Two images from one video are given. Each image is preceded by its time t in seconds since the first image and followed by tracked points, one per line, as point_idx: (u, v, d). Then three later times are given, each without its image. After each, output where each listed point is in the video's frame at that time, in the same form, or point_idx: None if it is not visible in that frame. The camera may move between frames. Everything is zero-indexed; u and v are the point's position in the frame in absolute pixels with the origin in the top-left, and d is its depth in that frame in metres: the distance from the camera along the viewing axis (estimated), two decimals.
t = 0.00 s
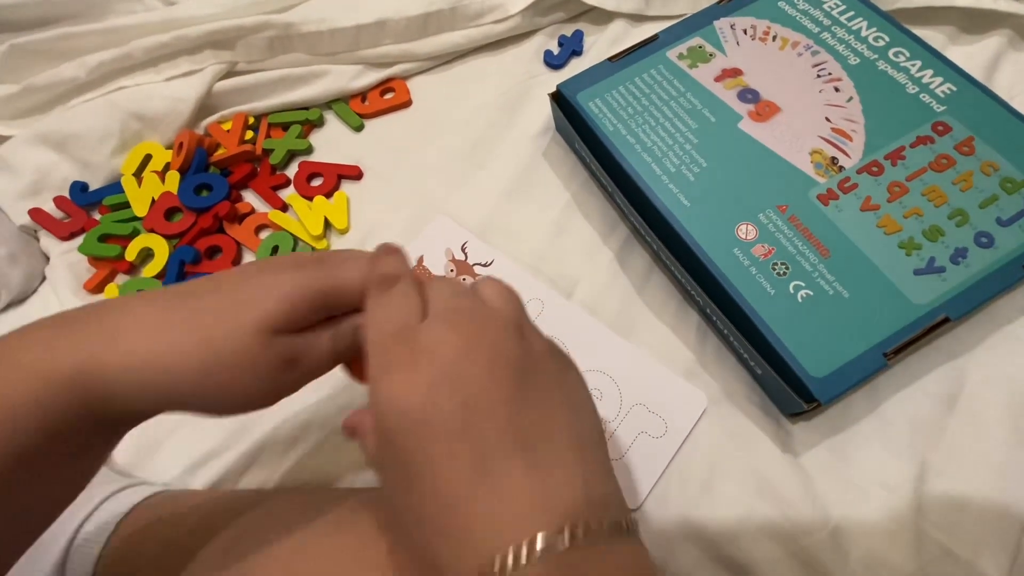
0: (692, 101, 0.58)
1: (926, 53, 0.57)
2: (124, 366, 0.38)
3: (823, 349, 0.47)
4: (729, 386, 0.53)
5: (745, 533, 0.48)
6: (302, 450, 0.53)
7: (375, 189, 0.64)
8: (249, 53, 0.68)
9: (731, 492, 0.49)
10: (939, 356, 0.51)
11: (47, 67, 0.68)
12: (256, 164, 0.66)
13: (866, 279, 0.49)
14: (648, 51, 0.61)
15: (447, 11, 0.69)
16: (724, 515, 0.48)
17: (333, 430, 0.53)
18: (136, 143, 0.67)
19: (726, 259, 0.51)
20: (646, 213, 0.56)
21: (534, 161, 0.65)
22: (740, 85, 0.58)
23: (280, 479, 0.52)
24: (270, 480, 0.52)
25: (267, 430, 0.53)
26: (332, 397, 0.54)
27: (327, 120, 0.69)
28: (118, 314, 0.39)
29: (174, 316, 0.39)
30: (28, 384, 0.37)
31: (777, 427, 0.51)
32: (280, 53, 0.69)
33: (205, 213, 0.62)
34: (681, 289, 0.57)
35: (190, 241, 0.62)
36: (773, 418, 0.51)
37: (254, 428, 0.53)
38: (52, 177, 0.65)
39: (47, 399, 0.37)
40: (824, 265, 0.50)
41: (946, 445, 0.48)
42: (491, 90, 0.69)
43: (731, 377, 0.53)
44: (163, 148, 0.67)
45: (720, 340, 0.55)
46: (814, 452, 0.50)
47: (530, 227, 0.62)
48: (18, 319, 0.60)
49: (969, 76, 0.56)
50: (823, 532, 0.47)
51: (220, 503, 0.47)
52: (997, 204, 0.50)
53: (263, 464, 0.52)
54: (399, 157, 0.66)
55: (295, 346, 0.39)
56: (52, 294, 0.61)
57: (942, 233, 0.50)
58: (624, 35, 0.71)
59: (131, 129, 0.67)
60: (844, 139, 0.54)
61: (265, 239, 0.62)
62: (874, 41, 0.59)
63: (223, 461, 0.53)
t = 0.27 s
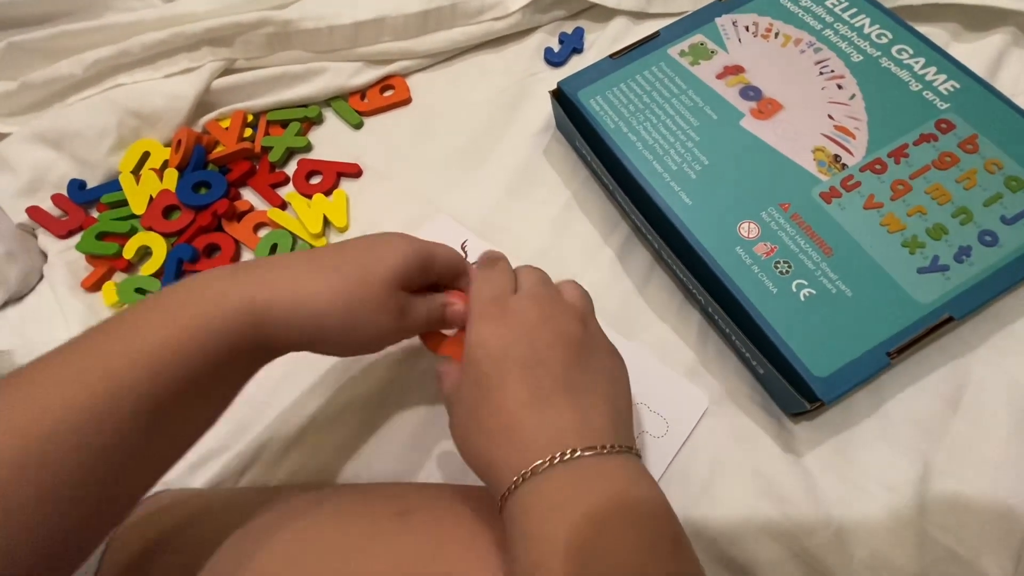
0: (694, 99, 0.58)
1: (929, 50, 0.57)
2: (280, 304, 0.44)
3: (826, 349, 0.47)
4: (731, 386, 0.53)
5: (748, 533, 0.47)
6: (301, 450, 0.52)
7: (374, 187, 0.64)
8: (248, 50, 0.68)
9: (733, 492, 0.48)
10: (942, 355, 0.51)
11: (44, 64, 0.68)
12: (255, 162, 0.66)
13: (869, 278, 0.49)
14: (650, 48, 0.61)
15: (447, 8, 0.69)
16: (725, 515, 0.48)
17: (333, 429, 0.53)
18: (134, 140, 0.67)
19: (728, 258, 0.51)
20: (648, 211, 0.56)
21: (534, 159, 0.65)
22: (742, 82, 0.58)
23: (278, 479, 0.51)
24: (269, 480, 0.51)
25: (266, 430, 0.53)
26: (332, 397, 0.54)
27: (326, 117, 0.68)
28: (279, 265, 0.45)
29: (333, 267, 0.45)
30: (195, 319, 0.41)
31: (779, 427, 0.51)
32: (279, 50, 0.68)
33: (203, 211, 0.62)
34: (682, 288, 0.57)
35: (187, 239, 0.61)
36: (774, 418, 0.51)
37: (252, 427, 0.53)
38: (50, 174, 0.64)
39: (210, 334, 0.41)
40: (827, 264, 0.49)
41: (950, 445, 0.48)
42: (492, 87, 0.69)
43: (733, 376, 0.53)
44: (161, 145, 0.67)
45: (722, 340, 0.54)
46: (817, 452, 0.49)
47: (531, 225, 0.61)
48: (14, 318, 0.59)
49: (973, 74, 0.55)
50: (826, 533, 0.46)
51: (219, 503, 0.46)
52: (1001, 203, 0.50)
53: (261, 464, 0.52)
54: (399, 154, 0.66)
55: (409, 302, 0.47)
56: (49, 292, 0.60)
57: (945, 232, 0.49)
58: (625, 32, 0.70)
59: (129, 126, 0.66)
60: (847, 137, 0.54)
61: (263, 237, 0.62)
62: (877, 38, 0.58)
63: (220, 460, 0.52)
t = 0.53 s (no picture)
0: (695, 100, 0.57)
1: (932, 51, 0.57)
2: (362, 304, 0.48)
3: (827, 353, 0.46)
4: (731, 390, 0.52)
5: (749, 539, 0.47)
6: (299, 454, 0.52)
7: (373, 188, 0.63)
8: (245, 50, 0.67)
9: (734, 497, 0.48)
10: (944, 359, 0.50)
11: (39, 63, 0.67)
12: (252, 163, 0.65)
13: (871, 282, 0.48)
14: (650, 48, 0.60)
15: (445, 7, 0.68)
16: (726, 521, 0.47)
17: (330, 432, 0.52)
18: (130, 141, 0.66)
19: (728, 261, 0.50)
20: (648, 214, 0.55)
21: (533, 160, 0.64)
22: (743, 83, 0.57)
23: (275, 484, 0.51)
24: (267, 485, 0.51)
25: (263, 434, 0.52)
26: (330, 399, 0.53)
27: (324, 117, 0.68)
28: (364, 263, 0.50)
29: (408, 266, 0.50)
30: (295, 314, 0.45)
31: (780, 431, 0.50)
32: (277, 49, 0.68)
33: (200, 212, 0.62)
34: (682, 291, 0.56)
35: (184, 241, 0.61)
36: (775, 422, 0.51)
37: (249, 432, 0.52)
38: (46, 175, 0.64)
39: (302, 328, 0.45)
40: (828, 267, 0.49)
41: (953, 450, 0.48)
42: (491, 88, 0.68)
43: (733, 379, 0.53)
44: (158, 146, 0.66)
45: (722, 343, 0.54)
46: (818, 457, 0.49)
47: (530, 226, 0.61)
48: (10, 321, 0.59)
49: (976, 75, 0.55)
50: (827, 539, 0.46)
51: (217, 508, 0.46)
52: (1005, 205, 0.49)
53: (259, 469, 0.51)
54: (397, 155, 0.65)
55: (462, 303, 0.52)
56: (45, 294, 0.60)
57: (948, 235, 0.49)
58: (624, 32, 0.70)
59: (125, 126, 0.66)
60: (848, 139, 0.53)
61: (260, 239, 0.61)
62: (879, 38, 0.58)
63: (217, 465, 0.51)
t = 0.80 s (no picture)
0: (695, 98, 0.57)
1: (933, 49, 0.56)
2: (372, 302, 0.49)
3: (829, 352, 0.46)
4: (732, 390, 0.52)
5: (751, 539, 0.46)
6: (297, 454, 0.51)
7: (371, 186, 0.63)
8: (242, 48, 0.67)
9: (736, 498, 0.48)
10: (946, 358, 0.50)
11: (36, 61, 0.66)
12: (250, 161, 0.65)
13: (873, 281, 0.48)
14: (650, 46, 0.60)
15: (444, 5, 0.68)
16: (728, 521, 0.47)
17: (329, 432, 0.52)
18: (128, 139, 0.66)
19: (730, 260, 0.50)
20: (648, 212, 0.55)
21: (533, 159, 0.64)
22: (744, 81, 0.57)
23: (274, 484, 0.50)
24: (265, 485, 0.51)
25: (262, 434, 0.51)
26: (329, 398, 0.53)
27: (322, 115, 0.68)
28: (364, 257, 0.51)
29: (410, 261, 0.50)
30: (296, 303, 0.46)
31: (782, 431, 0.50)
32: (275, 47, 0.68)
33: (197, 211, 0.61)
34: (683, 290, 0.56)
35: (181, 239, 0.60)
36: (777, 422, 0.50)
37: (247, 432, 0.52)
38: (43, 174, 0.63)
39: (303, 318, 0.46)
40: (830, 266, 0.49)
41: (955, 450, 0.47)
42: (490, 86, 0.68)
43: (734, 379, 0.52)
44: (155, 144, 0.66)
45: (723, 343, 0.54)
46: (820, 457, 0.49)
47: (530, 225, 0.60)
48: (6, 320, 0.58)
49: (977, 73, 0.55)
50: (829, 540, 0.46)
51: (215, 507, 0.46)
52: (1007, 204, 0.49)
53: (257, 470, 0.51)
54: (396, 154, 0.65)
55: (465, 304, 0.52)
56: (42, 293, 0.59)
57: (950, 233, 0.49)
58: (624, 30, 0.69)
59: (122, 125, 0.65)
60: (850, 137, 0.53)
61: (258, 237, 0.61)
62: (880, 36, 0.57)
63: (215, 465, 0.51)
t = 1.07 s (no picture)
0: (697, 95, 0.57)
1: (936, 45, 0.56)
2: (293, 293, 0.49)
3: (832, 350, 0.46)
4: (734, 388, 0.51)
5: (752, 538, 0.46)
6: (296, 453, 0.51)
7: (370, 183, 0.63)
8: (240, 45, 0.67)
9: (737, 497, 0.47)
10: (949, 356, 0.50)
11: (33, 58, 0.66)
12: (249, 158, 0.65)
13: (877, 279, 0.47)
14: (651, 43, 0.60)
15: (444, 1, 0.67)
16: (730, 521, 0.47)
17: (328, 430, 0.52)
18: (125, 136, 0.65)
19: (732, 257, 0.50)
20: (649, 210, 0.55)
21: (533, 156, 0.63)
22: (745, 78, 0.57)
23: (272, 483, 0.50)
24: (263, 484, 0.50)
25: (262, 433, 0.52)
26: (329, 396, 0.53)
27: (321, 113, 0.67)
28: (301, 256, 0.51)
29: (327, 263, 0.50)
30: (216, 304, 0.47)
31: (783, 429, 0.50)
32: (273, 44, 0.67)
33: (195, 208, 0.61)
34: (685, 288, 0.56)
35: (179, 237, 0.60)
36: (779, 420, 0.50)
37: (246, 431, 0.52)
38: (39, 172, 0.63)
39: (231, 308, 0.47)
40: (833, 263, 0.48)
41: (957, 448, 0.47)
42: (489, 83, 0.68)
43: (736, 377, 0.52)
44: (153, 141, 0.65)
45: (725, 341, 0.53)
46: (821, 455, 0.48)
47: (530, 222, 0.60)
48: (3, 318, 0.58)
49: (979, 69, 0.54)
50: (831, 538, 0.46)
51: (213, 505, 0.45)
52: (1010, 201, 0.49)
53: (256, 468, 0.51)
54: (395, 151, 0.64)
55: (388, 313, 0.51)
56: (39, 291, 0.59)
57: (953, 231, 0.48)
58: (625, 27, 0.69)
59: (119, 121, 0.65)
60: (852, 134, 0.53)
61: (257, 235, 0.60)
62: (882, 33, 0.57)
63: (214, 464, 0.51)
